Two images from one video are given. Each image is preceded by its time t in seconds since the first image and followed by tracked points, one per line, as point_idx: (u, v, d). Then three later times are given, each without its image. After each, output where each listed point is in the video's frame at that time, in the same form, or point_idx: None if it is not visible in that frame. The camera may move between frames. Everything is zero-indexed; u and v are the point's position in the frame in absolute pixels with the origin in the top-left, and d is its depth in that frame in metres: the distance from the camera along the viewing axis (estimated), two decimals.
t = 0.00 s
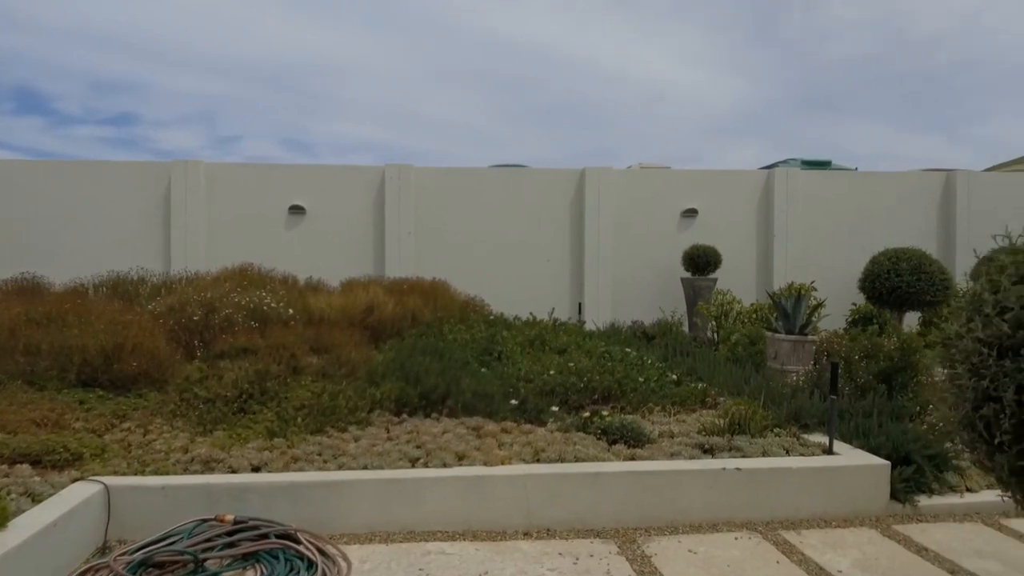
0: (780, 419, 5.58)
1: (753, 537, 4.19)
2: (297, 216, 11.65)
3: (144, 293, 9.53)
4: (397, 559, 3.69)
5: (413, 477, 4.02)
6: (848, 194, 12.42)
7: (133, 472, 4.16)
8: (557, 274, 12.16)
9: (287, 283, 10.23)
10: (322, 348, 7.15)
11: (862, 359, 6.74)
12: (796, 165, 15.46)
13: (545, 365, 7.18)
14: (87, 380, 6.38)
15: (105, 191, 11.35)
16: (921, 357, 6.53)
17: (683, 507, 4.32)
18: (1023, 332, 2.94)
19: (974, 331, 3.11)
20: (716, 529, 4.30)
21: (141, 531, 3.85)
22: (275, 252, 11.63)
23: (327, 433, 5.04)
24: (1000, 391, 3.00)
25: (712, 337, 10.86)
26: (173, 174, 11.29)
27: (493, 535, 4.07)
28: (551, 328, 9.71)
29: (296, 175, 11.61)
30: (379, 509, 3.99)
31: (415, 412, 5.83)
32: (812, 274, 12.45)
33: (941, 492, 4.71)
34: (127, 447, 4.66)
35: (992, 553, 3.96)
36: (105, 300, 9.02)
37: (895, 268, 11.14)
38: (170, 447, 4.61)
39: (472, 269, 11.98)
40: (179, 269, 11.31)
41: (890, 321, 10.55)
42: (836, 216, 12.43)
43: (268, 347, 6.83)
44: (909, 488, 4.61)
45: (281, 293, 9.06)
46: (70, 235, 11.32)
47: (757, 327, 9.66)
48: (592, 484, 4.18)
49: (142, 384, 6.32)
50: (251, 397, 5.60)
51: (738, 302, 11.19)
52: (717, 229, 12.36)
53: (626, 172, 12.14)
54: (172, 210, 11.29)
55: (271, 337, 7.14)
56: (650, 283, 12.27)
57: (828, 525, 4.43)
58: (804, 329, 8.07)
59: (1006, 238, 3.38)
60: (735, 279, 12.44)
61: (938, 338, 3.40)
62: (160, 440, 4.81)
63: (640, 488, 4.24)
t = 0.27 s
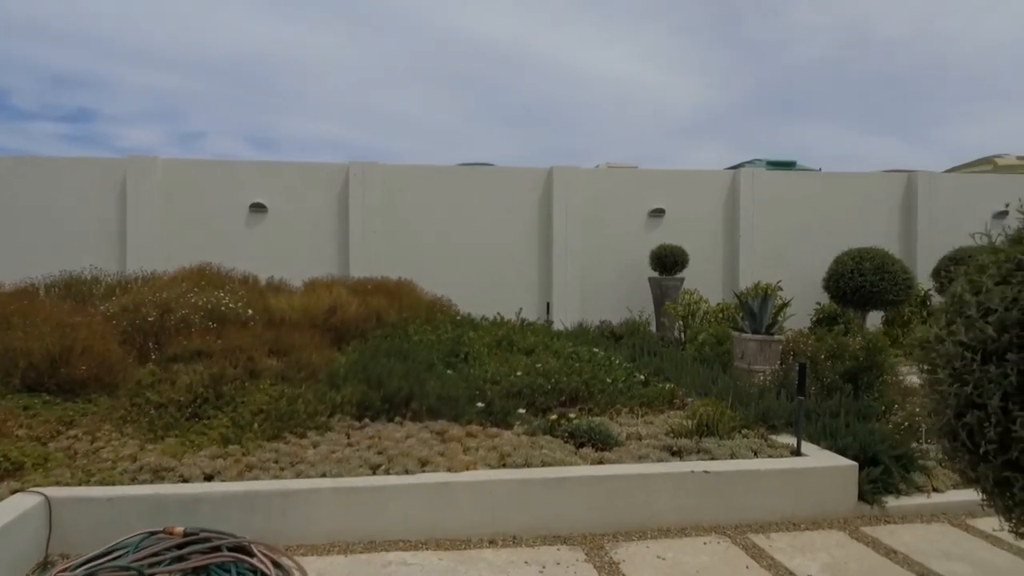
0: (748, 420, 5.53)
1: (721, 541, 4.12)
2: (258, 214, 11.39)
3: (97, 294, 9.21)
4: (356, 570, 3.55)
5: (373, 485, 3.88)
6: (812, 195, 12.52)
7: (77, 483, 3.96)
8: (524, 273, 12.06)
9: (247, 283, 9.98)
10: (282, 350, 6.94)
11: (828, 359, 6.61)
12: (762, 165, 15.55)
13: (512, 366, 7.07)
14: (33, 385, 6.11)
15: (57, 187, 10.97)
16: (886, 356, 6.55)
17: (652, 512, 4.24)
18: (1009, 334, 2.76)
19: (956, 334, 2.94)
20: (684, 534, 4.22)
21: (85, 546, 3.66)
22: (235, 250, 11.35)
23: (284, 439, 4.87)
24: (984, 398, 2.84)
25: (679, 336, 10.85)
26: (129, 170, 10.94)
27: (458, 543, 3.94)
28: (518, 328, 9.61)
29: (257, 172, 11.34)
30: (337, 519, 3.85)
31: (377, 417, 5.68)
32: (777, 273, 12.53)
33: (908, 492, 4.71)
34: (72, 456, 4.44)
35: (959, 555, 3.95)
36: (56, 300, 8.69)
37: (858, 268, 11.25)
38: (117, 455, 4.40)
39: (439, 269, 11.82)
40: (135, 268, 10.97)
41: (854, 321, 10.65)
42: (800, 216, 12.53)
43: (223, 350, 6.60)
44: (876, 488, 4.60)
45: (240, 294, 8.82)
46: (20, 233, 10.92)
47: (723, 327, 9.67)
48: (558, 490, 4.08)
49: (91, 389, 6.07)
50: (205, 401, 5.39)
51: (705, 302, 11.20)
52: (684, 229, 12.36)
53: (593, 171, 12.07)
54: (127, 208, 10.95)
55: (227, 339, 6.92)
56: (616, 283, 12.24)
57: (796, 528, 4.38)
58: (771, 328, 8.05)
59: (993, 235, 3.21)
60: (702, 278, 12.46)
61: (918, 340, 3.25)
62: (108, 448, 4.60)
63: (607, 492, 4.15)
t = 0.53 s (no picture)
0: (727, 421, 5.48)
1: (702, 544, 4.05)
2: (228, 212, 11.16)
3: (61, 293, 8.94)
4: None
5: (344, 491, 3.76)
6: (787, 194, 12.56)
7: (33, 491, 3.79)
8: (501, 272, 11.96)
9: (217, 283, 9.76)
10: (252, 351, 6.77)
11: (805, 358, 6.74)
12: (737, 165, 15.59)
13: (488, 367, 6.96)
14: None
15: (19, 184, 10.64)
16: (863, 355, 6.53)
17: (631, 515, 4.16)
18: (1014, 334, 2.72)
19: (957, 334, 2.89)
20: (664, 537, 4.14)
21: (42, 557, 3.50)
22: (205, 249, 11.12)
23: (253, 444, 4.72)
24: (989, 401, 2.78)
25: (656, 336, 10.81)
26: (95, 167, 10.66)
27: (433, 550, 3.83)
28: (495, 328, 9.49)
29: (227, 169, 11.11)
30: (307, 526, 3.72)
31: (350, 419, 5.53)
32: (753, 273, 12.55)
33: (888, 492, 4.68)
34: (28, 463, 4.25)
35: (941, 556, 3.92)
36: (17, 300, 8.41)
37: (833, 267, 11.29)
38: (76, 462, 4.23)
39: (415, 268, 11.68)
40: (101, 267, 10.69)
41: (829, 320, 10.69)
42: (776, 216, 12.56)
43: (189, 351, 6.40)
44: (856, 489, 4.57)
45: (209, 294, 8.61)
46: None
47: (700, 326, 9.65)
48: (536, 494, 3.98)
49: (52, 392, 5.85)
50: (170, 405, 5.22)
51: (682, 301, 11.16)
52: (661, 228, 12.34)
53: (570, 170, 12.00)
54: (93, 205, 10.66)
55: (195, 340, 6.73)
56: (593, 282, 12.17)
57: (777, 530, 4.32)
58: (748, 328, 8.01)
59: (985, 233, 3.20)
60: (678, 277, 12.44)
61: (912, 342, 3.20)
62: (67, 454, 4.41)
63: (586, 496, 4.06)
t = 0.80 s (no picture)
0: (710, 422, 5.36)
1: (688, 550, 3.93)
2: (198, 210, 10.88)
3: (21, 292, 8.63)
4: None
5: (316, 499, 3.59)
6: (765, 193, 12.54)
7: None
8: (478, 271, 11.80)
9: (186, 282, 9.50)
10: (220, 353, 6.54)
11: (788, 358, 6.64)
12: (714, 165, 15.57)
13: (465, 368, 6.79)
14: None
15: None
16: (845, 354, 6.46)
17: (615, 521, 4.03)
18: None
19: (985, 333, 2.80)
20: (649, 543, 4.02)
21: None
22: (174, 247, 10.83)
23: (220, 450, 4.52)
24: None
25: (635, 335, 10.72)
26: (58, 162, 10.32)
27: (409, 560, 3.67)
28: (472, 327, 9.33)
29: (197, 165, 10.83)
30: (276, 537, 3.54)
31: (322, 423, 5.34)
32: (731, 272, 12.52)
33: (874, 494, 4.59)
34: None
35: (930, 559, 3.84)
36: None
37: (810, 267, 11.26)
38: (31, 470, 4.01)
39: (390, 266, 11.48)
40: (64, 265, 10.34)
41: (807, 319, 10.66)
42: (753, 215, 12.54)
43: (153, 353, 6.16)
44: (843, 491, 4.47)
45: (176, 293, 8.35)
46: None
47: (678, 326, 9.58)
48: (517, 500, 3.84)
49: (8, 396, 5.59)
50: (133, 409, 5.00)
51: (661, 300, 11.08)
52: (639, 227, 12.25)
53: (548, 168, 11.87)
54: (56, 202, 10.32)
55: (160, 341, 6.49)
56: (571, 282, 12.06)
57: (764, 534, 4.22)
58: (728, 327, 7.91)
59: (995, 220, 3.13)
60: (657, 276, 12.37)
61: (929, 338, 3.11)
62: (21, 461, 4.18)
63: (568, 501, 3.92)
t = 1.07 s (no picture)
0: (689, 427, 5.25)
1: (671, 561, 3.80)
2: (159, 208, 10.54)
3: None
4: None
5: (282, 514, 3.39)
6: (737, 194, 12.53)
7: None
8: (450, 271, 11.61)
9: (146, 283, 9.17)
10: (182, 357, 6.28)
11: (766, 359, 6.60)
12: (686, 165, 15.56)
13: (437, 371, 6.61)
14: None
15: None
16: (822, 356, 6.40)
17: (595, 532, 3.89)
18: None
19: None
20: (630, 555, 3.88)
21: None
22: (135, 247, 10.48)
23: (180, 461, 4.29)
24: None
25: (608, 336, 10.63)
26: (11, 157, 9.91)
27: None
28: (444, 329, 9.15)
29: (158, 162, 10.49)
30: (240, 555, 3.34)
31: (288, 431, 5.12)
32: (704, 273, 12.49)
33: (856, 500, 4.51)
34: None
35: (916, 567, 3.76)
36: None
37: (782, 267, 11.26)
38: None
39: (360, 266, 11.24)
40: (18, 265, 9.93)
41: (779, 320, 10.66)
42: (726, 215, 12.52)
43: (109, 358, 5.88)
44: (825, 497, 4.38)
45: (136, 295, 8.04)
46: None
47: (652, 327, 9.50)
48: (494, 511, 3.68)
49: None
50: (87, 419, 4.74)
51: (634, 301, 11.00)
52: (611, 227, 12.16)
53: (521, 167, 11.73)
54: (9, 199, 9.90)
55: (117, 345, 6.21)
56: (544, 282, 11.93)
57: (747, 543, 4.11)
58: (702, 329, 7.83)
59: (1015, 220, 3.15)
60: (630, 277, 12.29)
61: (956, 344, 3.14)
62: None
63: (548, 512, 3.78)
